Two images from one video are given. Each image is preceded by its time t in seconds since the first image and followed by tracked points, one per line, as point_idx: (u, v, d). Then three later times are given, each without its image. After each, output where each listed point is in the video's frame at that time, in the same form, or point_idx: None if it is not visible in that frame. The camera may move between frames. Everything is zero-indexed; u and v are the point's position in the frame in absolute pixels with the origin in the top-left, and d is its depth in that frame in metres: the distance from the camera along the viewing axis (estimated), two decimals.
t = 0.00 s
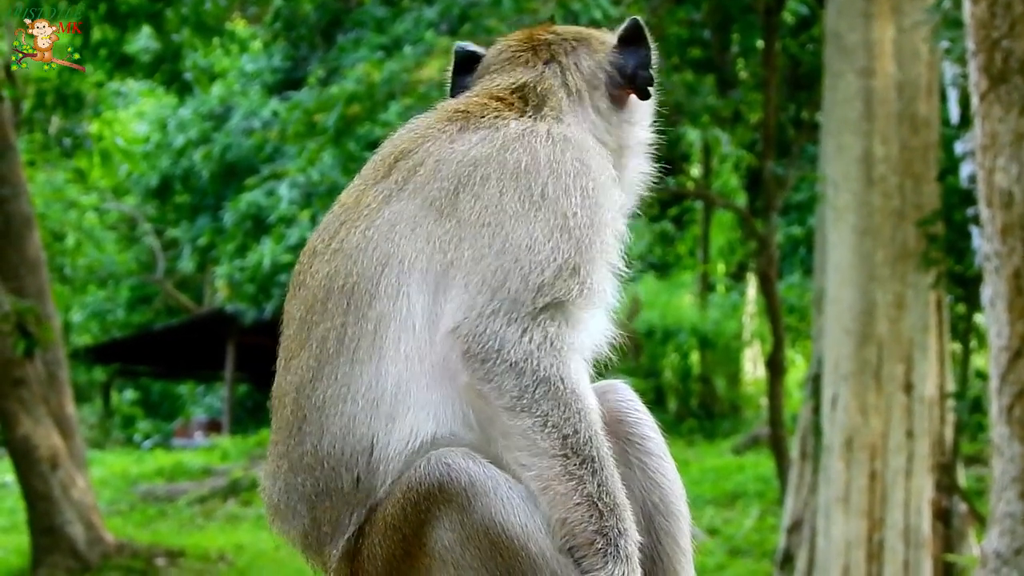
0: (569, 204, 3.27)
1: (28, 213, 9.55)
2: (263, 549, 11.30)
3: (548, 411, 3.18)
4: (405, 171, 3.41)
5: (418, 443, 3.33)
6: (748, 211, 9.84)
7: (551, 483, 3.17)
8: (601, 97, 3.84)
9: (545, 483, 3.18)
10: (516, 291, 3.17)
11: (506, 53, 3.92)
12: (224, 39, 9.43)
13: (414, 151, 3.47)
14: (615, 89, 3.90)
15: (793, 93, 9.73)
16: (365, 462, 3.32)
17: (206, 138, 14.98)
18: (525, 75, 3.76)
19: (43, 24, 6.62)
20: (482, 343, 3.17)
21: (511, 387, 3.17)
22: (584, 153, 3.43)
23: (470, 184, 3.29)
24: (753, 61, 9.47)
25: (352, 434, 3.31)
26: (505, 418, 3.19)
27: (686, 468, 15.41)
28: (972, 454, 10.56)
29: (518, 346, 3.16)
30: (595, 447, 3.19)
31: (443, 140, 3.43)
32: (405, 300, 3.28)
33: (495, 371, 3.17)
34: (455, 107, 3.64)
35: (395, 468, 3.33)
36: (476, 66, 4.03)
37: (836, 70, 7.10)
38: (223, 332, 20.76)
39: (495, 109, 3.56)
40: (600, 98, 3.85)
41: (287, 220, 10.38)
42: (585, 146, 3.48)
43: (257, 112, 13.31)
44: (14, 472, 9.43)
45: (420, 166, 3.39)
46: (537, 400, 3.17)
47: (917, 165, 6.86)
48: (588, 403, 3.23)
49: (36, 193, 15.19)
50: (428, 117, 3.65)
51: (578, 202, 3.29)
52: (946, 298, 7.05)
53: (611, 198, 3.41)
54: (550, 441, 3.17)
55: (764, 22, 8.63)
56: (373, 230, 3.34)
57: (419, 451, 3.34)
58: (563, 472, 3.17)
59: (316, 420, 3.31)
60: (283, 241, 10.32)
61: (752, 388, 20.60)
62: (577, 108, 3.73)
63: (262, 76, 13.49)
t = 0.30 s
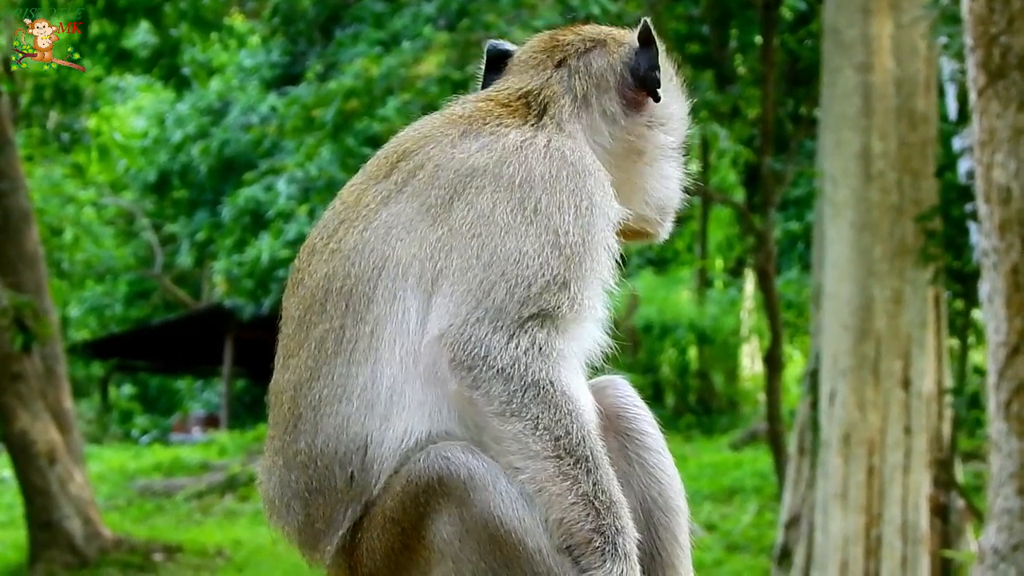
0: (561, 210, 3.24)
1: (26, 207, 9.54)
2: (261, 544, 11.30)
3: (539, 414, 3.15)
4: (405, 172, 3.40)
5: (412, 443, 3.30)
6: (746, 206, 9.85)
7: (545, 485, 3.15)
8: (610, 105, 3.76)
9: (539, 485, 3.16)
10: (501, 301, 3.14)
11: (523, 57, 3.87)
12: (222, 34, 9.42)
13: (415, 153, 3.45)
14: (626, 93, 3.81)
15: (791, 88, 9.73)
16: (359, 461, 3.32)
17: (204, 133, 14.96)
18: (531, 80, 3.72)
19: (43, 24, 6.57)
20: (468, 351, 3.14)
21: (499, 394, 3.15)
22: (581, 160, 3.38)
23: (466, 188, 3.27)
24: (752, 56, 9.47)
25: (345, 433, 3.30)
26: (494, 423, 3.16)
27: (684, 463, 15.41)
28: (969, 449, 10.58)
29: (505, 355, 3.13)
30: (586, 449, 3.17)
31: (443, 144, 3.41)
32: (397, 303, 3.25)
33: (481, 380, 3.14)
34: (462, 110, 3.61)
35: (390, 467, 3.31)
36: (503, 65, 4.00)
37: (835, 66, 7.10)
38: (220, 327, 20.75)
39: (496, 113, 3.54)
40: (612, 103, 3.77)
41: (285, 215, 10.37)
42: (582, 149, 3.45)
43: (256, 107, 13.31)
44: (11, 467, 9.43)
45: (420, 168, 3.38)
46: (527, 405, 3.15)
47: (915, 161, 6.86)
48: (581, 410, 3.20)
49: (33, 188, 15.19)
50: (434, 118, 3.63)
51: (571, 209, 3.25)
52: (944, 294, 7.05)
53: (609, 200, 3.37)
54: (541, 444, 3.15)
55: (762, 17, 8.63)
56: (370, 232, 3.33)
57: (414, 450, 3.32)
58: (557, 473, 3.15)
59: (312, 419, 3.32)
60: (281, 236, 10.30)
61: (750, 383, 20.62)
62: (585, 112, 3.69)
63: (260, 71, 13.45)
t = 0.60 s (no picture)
0: (557, 215, 3.24)
1: (23, 206, 9.53)
2: (257, 544, 11.29)
3: (530, 418, 3.15)
4: (404, 173, 3.40)
5: (405, 444, 3.30)
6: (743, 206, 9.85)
7: (541, 488, 3.15)
8: (613, 109, 3.76)
9: (533, 488, 3.16)
10: (493, 306, 3.14)
11: (527, 57, 3.87)
12: (220, 32, 9.42)
13: (416, 153, 3.45)
14: (628, 98, 3.81)
15: (789, 88, 9.74)
16: (355, 460, 3.32)
17: (202, 132, 14.96)
18: (532, 81, 3.72)
19: (44, 24, 6.55)
20: (460, 355, 3.14)
21: (490, 398, 3.15)
22: (578, 167, 3.37)
23: (464, 190, 3.27)
24: (749, 56, 9.48)
25: (339, 432, 3.30)
26: (485, 427, 3.16)
27: (681, 463, 15.42)
28: (966, 449, 10.59)
29: (497, 359, 3.13)
30: (582, 451, 3.17)
31: (443, 147, 3.41)
32: (393, 303, 3.25)
33: (473, 384, 3.14)
34: (464, 111, 3.61)
35: (383, 468, 3.32)
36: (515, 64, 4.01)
37: (832, 65, 7.10)
38: (218, 326, 20.75)
39: (496, 116, 3.54)
40: (616, 107, 3.77)
41: (282, 214, 10.37)
42: (579, 152, 3.45)
43: (254, 107, 13.34)
44: (8, 466, 9.42)
45: (418, 169, 3.38)
46: (519, 408, 3.15)
47: (913, 161, 6.86)
48: (575, 414, 3.19)
49: (31, 187, 15.20)
50: (436, 119, 3.63)
51: (567, 214, 3.24)
52: (942, 294, 7.05)
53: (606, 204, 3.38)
54: (535, 448, 3.15)
55: (760, 16, 8.63)
56: (368, 233, 3.33)
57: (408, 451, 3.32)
58: (550, 476, 3.15)
59: (307, 417, 3.32)
60: (278, 236, 10.26)
61: (747, 383, 20.63)
62: (585, 115, 3.69)
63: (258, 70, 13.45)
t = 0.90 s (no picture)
0: (545, 220, 3.24)
1: (22, 206, 9.54)
2: (257, 544, 11.29)
3: (524, 422, 3.17)
4: (396, 178, 3.40)
5: (399, 448, 3.31)
6: (741, 206, 9.86)
7: (537, 490, 3.17)
8: (607, 104, 3.75)
9: (530, 490, 3.18)
10: (483, 311, 3.15)
11: (519, 57, 3.87)
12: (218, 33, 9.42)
13: (406, 157, 3.45)
14: (622, 92, 3.80)
15: (787, 88, 9.74)
16: (351, 464, 3.33)
17: (200, 133, 14.96)
18: (523, 82, 3.72)
19: (43, 24, 6.55)
20: (452, 361, 3.15)
21: (483, 403, 3.16)
22: (568, 170, 3.38)
23: (453, 195, 3.27)
24: (747, 56, 9.49)
25: (333, 436, 3.31)
26: (478, 431, 3.18)
27: (680, 463, 15.42)
28: (965, 449, 10.60)
29: (487, 364, 3.15)
30: (577, 452, 3.19)
31: (433, 152, 3.41)
32: (384, 308, 3.25)
33: (465, 389, 3.15)
34: (454, 113, 3.61)
35: (380, 470, 3.33)
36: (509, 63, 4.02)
37: (830, 65, 7.10)
38: (216, 327, 20.74)
39: (486, 119, 3.54)
40: (610, 102, 3.76)
41: (281, 215, 10.36)
42: (570, 155, 3.46)
43: (252, 107, 13.35)
44: (7, 467, 9.42)
45: (409, 174, 3.38)
46: (511, 413, 3.17)
47: (911, 161, 6.85)
48: (567, 415, 3.21)
49: (29, 188, 15.20)
50: (425, 121, 3.63)
51: (556, 218, 3.25)
52: (941, 293, 7.06)
53: (596, 207, 3.39)
54: (529, 451, 3.17)
55: (758, 17, 8.63)
56: (360, 238, 3.33)
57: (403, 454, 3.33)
58: (545, 478, 3.17)
59: (303, 421, 3.33)
60: (277, 237, 10.21)
61: (746, 383, 20.64)
62: (575, 113, 3.68)
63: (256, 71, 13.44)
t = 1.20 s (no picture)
0: (534, 217, 3.26)
1: (22, 207, 9.53)
2: (257, 545, 11.29)
3: (519, 418, 3.18)
4: (385, 179, 3.40)
5: (395, 447, 3.31)
6: (741, 206, 9.86)
7: (536, 484, 3.18)
8: (582, 99, 3.73)
9: (528, 485, 3.19)
10: (476, 309, 3.16)
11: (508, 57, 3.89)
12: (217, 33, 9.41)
13: (395, 158, 3.46)
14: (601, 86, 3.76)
15: (787, 88, 9.74)
16: (348, 463, 3.33)
17: (200, 134, 14.96)
18: (509, 82, 3.74)
19: (43, 25, 6.55)
20: (445, 359, 3.16)
21: (477, 401, 3.17)
22: (557, 167, 3.40)
23: (443, 194, 3.28)
24: (747, 56, 9.49)
25: (329, 436, 3.31)
26: (473, 428, 3.19)
27: (680, 463, 15.42)
28: (966, 449, 10.61)
29: (480, 362, 3.16)
30: (573, 446, 3.21)
31: (421, 152, 3.42)
32: (376, 308, 3.25)
33: (459, 387, 3.16)
34: (442, 114, 3.62)
35: (378, 468, 3.33)
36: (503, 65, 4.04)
37: (830, 65, 7.10)
38: (216, 327, 20.75)
39: (475, 119, 3.55)
40: (588, 97, 3.74)
41: (281, 215, 10.36)
42: (559, 153, 3.47)
43: (252, 108, 13.35)
44: (7, 467, 9.42)
45: (398, 175, 3.39)
46: (506, 409, 3.18)
47: (911, 160, 6.85)
48: (562, 409, 3.23)
49: (29, 189, 15.21)
50: (412, 123, 3.64)
51: (546, 216, 3.27)
52: (941, 293, 7.06)
53: (586, 202, 3.41)
54: (525, 446, 3.18)
55: (758, 16, 8.63)
56: (350, 240, 3.33)
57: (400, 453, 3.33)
58: (544, 472, 3.18)
59: (298, 422, 3.33)
60: (277, 237, 10.20)
61: (746, 383, 20.65)
62: (558, 110, 3.68)
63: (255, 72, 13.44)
